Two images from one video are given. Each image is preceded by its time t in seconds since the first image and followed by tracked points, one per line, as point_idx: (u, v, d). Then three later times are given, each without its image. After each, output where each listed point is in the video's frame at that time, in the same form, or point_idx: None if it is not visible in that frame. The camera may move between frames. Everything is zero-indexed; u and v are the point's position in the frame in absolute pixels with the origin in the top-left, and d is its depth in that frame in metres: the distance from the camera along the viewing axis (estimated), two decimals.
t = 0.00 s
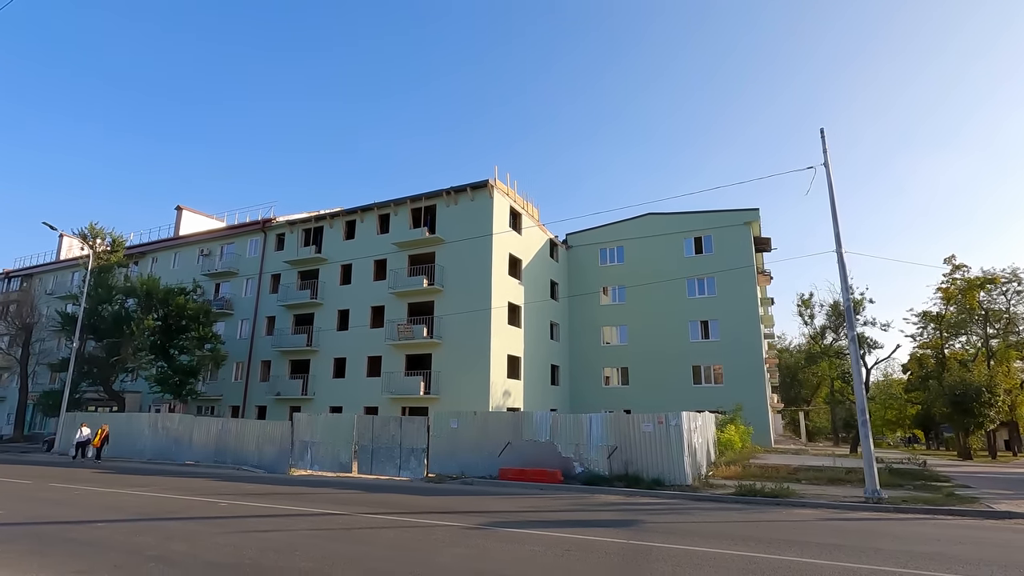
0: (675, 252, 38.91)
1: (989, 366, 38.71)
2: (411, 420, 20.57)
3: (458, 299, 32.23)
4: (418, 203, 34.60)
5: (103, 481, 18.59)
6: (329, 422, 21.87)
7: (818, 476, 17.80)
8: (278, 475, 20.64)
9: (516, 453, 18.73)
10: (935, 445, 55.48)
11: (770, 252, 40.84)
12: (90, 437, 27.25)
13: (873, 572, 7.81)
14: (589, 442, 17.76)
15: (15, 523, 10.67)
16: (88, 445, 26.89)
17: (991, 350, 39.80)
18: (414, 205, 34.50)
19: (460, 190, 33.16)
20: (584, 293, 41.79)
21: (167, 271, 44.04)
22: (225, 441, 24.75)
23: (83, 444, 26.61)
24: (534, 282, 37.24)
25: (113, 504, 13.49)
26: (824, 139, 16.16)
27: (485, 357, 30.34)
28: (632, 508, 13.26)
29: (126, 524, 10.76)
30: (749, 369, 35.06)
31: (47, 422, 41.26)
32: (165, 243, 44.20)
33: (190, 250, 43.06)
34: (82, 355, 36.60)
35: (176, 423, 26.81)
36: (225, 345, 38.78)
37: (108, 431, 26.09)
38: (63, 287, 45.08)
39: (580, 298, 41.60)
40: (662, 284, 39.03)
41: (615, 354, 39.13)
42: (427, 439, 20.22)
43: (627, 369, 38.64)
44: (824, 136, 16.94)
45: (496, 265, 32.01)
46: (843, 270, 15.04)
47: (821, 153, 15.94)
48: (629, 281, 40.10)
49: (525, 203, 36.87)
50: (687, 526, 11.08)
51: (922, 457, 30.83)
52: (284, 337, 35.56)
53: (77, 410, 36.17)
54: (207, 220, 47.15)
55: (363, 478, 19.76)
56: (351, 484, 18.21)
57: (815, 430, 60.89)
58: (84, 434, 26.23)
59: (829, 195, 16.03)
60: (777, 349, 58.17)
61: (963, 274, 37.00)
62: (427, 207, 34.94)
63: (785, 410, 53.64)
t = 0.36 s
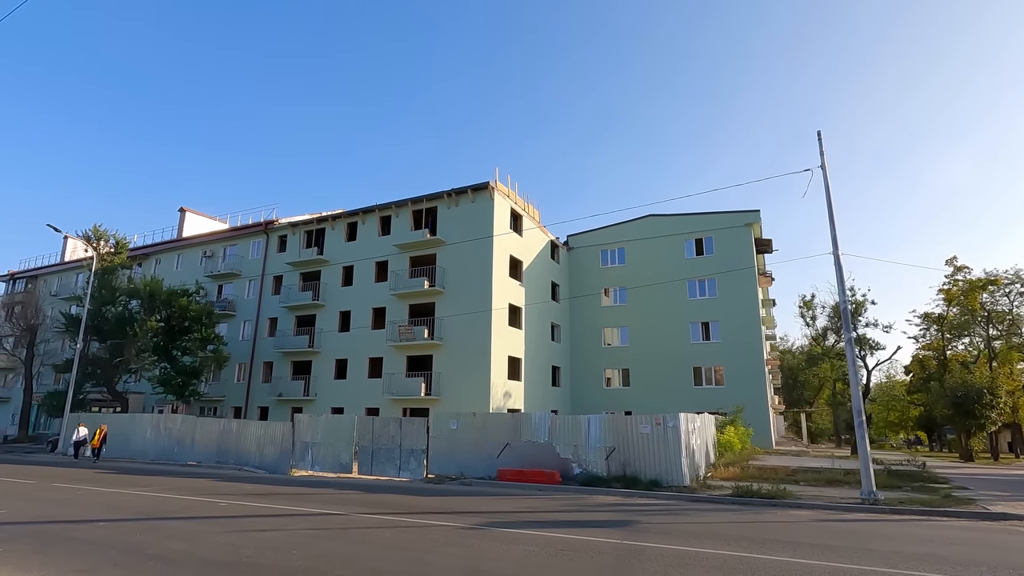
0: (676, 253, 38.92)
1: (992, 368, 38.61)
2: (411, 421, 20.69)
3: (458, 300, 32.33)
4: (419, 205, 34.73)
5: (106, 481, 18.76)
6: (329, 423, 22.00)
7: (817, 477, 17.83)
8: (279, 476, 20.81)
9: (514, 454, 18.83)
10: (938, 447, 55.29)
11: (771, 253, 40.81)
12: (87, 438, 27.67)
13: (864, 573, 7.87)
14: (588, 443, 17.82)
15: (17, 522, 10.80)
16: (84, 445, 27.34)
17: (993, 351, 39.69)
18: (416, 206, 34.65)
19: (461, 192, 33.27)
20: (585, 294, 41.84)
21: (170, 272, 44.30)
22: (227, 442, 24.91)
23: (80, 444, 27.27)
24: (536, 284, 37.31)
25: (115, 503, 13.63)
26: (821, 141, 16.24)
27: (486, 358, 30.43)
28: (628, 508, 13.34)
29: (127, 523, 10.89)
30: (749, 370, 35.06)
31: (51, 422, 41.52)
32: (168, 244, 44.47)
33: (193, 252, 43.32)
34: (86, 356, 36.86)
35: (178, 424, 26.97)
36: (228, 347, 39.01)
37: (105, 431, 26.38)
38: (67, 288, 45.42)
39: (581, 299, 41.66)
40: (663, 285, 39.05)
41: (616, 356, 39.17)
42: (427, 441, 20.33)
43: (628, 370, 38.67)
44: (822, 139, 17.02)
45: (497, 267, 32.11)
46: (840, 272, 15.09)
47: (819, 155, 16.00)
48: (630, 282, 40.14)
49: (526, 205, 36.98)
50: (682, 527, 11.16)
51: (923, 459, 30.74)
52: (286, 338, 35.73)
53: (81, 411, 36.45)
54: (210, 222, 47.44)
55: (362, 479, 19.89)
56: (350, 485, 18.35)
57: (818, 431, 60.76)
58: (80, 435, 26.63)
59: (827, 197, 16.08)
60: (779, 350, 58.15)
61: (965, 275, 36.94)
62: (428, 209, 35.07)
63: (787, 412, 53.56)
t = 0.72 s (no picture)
0: (675, 255, 39.00)
1: (991, 370, 38.63)
2: (408, 423, 20.81)
3: (457, 302, 32.45)
4: (418, 206, 34.87)
5: (105, 481, 18.90)
6: (328, 423, 22.13)
7: (811, 478, 17.93)
8: (277, 476, 20.94)
9: (511, 455, 18.94)
10: (938, 449, 55.24)
11: (770, 254, 40.84)
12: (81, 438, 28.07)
13: (851, 572, 7.97)
14: (583, 444, 17.93)
15: (16, 522, 10.92)
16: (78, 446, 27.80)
17: (991, 353, 39.77)
18: (415, 208, 34.79)
19: (460, 194, 33.42)
20: (584, 296, 41.91)
21: (171, 273, 44.47)
22: (226, 442, 25.06)
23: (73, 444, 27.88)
24: (534, 285, 37.42)
25: (113, 503, 13.76)
26: (814, 144, 16.38)
27: (484, 359, 30.55)
28: (622, 509, 13.44)
29: (124, 523, 11.01)
30: (748, 371, 35.10)
31: (52, 422, 41.73)
32: (169, 246, 44.66)
33: (194, 253, 43.50)
34: (87, 357, 37.10)
35: (178, 425, 27.11)
36: (228, 347, 39.17)
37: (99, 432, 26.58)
38: (68, 290, 45.62)
39: (580, 301, 41.76)
40: (662, 287, 39.11)
41: (615, 357, 39.25)
42: (424, 442, 20.45)
43: (627, 372, 38.72)
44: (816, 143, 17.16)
45: (495, 269, 32.22)
46: (833, 274, 15.18)
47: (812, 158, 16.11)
48: (629, 283, 40.24)
49: (525, 207, 37.12)
50: (674, 527, 11.26)
51: (921, 460, 30.76)
52: (286, 339, 35.88)
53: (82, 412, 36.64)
54: (211, 223, 47.65)
55: (360, 479, 20.02)
56: (348, 485, 18.49)
57: (818, 433, 60.75)
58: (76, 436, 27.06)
59: (820, 200, 16.18)
60: (778, 352, 58.17)
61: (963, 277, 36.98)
62: (427, 210, 35.22)
63: (786, 413, 53.55)
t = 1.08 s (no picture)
0: (673, 256, 39.12)
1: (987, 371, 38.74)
2: (405, 423, 20.93)
3: (455, 302, 32.55)
4: (417, 207, 34.98)
5: (103, 480, 19.02)
6: (325, 423, 22.21)
7: (805, 479, 18.05)
8: (275, 476, 21.04)
9: (506, 455, 19.05)
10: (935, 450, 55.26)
11: (768, 256, 40.92)
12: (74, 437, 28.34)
13: (838, 571, 8.07)
14: (578, 444, 18.04)
15: (15, 520, 11.06)
16: (71, 444, 28.10)
17: (989, 354, 39.86)
18: (413, 209, 34.90)
19: (458, 195, 33.53)
20: (582, 297, 42.02)
21: (170, 274, 44.58)
22: (224, 442, 25.16)
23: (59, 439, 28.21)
24: (532, 286, 37.53)
25: (112, 502, 13.88)
26: (808, 147, 16.49)
27: (482, 360, 30.65)
28: (616, 509, 13.54)
29: (121, 521, 11.12)
30: (745, 371, 35.20)
31: (51, 422, 41.83)
32: (168, 246, 44.80)
33: (193, 253, 43.60)
34: (86, 357, 37.25)
35: (176, 425, 27.17)
36: (226, 348, 39.26)
37: (91, 432, 26.77)
38: (68, 290, 45.75)
39: (579, 302, 41.86)
40: (660, 288, 39.21)
41: (614, 358, 39.34)
42: (421, 441, 20.56)
43: (625, 372, 38.83)
44: (809, 146, 17.28)
45: (493, 269, 32.31)
46: (826, 276, 15.30)
47: (806, 161, 16.22)
48: (627, 284, 40.34)
49: (524, 208, 37.23)
50: (666, 527, 11.36)
51: (918, 461, 30.81)
52: (285, 339, 35.98)
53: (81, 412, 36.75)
54: (210, 223, 47.79)
55: (357, 479, 20.13)
56: (345, 485, 18.59)
57: (816, 434, 60.81)
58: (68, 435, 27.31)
59: (814, 203, 16.29)
60: (776, 353, 58.27)
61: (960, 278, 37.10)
62: (425, 211, 35.32)
63: (784, 414, 53.64)
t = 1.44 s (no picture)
0: (670, 257, 39.29)
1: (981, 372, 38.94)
2: (401, 424, 21.06)
3: (452, 304, 32.67)
4: (414, 209, 35.13)
5: (101, 481, 19.13)
6: (322, 424, 22.33)
7: (798, 480, 18.21)
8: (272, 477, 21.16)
9: (502, 456, 19.18)
10: (931, 452, 55.45)
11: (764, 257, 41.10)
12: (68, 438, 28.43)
13: (824, 570, 8.23)
14: (573, 445, 18.20)
15: (14, 519, 11.18)
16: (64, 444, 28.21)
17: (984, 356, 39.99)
18: (411, 210, 35.05)
19: (456, 197, 33.70)
20: (579, 298, 42.17)
21: (168, 274, 44.70)
22: (221, 442, 25.27)
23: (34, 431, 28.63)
24: (529, 288, 37.68)
25: (110, 503, 13.99)
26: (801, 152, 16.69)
27: (479, 361, 30.77)
28: (609, 509, 13.68)
29: (118, 521, 11.24)
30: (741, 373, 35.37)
31: (49, 423, 41.91)
32: (166, 247, 44.91)
33: (191, 254, 43.69)
34: (84, 357, 37.35)
35: (173, 426, 27.25)
36: (224, 348, 39.34)
37: (84, 432, 26.87)
38: (66, 290, 45.84)
39: (576, 303, 42.01)
40: (657, 289, 39.36)
41: (610, 360, 39.50)
42: (417, 442, 20.69)
43: (622, 374, 38.98)
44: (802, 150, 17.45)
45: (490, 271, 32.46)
46: (817, 279, 15.47)
47: (798, 165, 16.39)
48: (624, 286, 40.50)
49: (521, 210, 37.42)
50: (658, 527, 11.50)
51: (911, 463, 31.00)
52: (282, 340, 36.11)
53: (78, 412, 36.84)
54: (208, 224, 47.91)
55: (353, 479, 20.26)
56: (341, 485, 18.72)
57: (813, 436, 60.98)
58: (61, 435, 27.41)
59: (806, 206, 16.45)
60: (772, 355, 58.47)
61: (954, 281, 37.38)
62: (423, 213, 35.48)
63: (782, 417, 53.75)
